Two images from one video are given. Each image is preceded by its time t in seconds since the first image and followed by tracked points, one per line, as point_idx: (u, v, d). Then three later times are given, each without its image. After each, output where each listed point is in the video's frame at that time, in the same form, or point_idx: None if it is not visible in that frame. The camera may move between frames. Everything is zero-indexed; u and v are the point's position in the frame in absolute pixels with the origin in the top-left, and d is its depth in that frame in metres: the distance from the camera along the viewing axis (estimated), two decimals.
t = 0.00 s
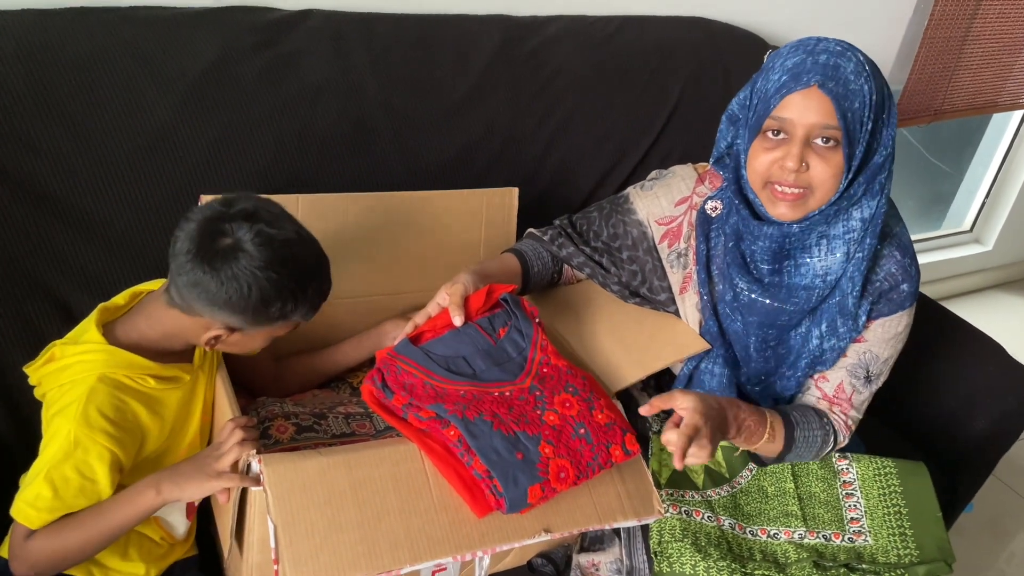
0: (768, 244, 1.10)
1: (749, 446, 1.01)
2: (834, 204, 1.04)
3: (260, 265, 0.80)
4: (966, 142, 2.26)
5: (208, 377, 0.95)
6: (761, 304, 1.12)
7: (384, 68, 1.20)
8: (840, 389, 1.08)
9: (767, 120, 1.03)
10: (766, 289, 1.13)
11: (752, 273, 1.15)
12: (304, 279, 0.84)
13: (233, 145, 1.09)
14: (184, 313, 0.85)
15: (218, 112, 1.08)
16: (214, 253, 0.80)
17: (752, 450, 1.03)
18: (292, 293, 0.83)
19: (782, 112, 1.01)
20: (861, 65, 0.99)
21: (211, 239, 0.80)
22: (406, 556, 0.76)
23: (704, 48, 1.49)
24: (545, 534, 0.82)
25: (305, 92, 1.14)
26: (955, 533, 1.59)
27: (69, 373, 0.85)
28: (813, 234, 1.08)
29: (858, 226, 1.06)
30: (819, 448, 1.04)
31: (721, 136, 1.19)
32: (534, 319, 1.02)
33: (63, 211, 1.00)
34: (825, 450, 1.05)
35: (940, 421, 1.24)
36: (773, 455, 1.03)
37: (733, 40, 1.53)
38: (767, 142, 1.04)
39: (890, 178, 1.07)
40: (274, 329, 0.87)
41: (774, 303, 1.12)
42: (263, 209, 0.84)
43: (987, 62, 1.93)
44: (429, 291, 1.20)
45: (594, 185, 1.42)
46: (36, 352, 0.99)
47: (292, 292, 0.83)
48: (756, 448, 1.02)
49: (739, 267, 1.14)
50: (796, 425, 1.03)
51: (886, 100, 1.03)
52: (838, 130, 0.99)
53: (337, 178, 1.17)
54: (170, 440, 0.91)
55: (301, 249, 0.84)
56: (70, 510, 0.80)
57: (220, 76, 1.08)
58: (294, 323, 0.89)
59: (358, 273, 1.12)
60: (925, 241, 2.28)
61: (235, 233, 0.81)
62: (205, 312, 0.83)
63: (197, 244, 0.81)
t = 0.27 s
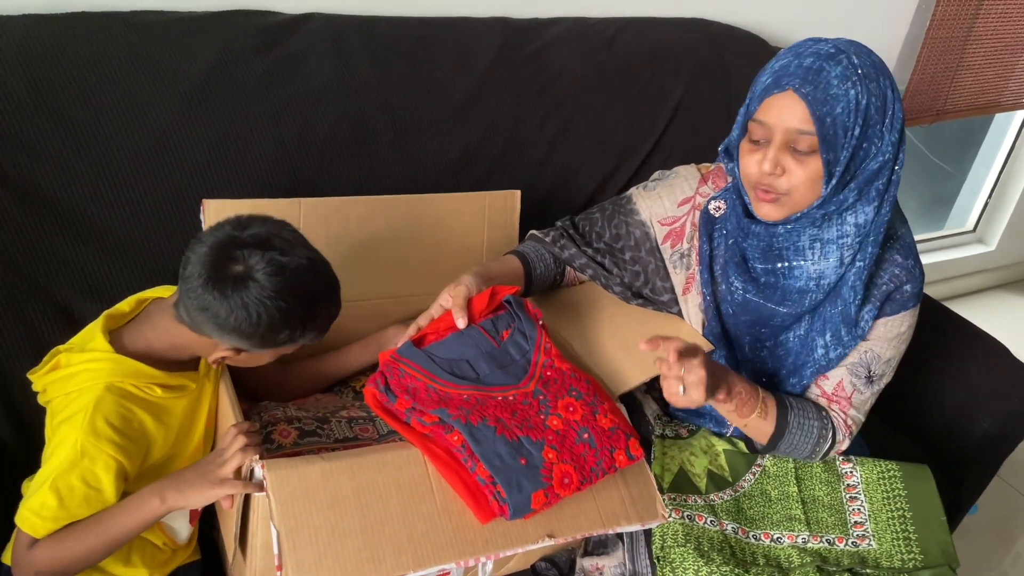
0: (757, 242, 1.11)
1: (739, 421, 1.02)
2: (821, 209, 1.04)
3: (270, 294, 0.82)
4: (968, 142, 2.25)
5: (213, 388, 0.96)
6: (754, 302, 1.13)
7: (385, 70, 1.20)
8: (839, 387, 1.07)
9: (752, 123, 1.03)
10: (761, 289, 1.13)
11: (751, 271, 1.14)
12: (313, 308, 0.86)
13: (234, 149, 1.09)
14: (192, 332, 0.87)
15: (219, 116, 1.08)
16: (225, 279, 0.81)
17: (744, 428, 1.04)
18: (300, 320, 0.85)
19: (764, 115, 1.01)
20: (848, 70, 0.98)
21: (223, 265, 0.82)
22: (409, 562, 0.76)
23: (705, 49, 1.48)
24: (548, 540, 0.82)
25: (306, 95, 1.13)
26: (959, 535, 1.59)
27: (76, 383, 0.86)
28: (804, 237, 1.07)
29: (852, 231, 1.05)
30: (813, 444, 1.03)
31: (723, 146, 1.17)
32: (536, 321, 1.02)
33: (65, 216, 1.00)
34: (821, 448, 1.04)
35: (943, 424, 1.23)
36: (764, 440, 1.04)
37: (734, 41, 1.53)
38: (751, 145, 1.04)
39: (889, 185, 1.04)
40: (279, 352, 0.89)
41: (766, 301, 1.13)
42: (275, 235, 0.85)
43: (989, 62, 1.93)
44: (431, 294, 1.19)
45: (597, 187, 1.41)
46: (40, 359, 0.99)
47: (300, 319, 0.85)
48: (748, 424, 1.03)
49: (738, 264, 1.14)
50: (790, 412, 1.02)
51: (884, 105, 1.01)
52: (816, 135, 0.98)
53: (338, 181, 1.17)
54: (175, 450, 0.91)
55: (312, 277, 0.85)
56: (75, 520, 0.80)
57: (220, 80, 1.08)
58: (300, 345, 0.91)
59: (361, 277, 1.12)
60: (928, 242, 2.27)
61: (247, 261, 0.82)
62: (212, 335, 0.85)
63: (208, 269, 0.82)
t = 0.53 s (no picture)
0: (746, 242, 1.12)
1: (720, 421, 1.05)
2: (806, 211, 1.03)
3: (277, 312, 0.82)
4: (969, 142, 2.25)
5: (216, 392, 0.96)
6: (748, 301, 1.14)
7: (385, 71, 1.20)
8: (834, 385, 1.07)
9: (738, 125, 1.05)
10: (755, 288, 1.14)
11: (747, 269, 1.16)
12: (318, 324, 0.87)
13: (235, 150, 1.09)
14: (196, 343, 0.87)
15: (219, 117, 1.08)
16: (232, 296, 0.82)
17: (727, 430, 1.06)
18: (304, 336, 0.86)
19: (746, 117, 1.02)
20: (829, 72, 0.98)
21: (231, 280, 0.82)
22: (411, 563, 0.76)
23: (705, 48, 1.48)
24: (550, 540, 0.82)
25: (306, 96, 1.13)
26: (962, 535, 1.59)
27: (79, 387, 0.86)
28: (793, 239, 1.07)
29: (841, 234, 1.04)
30: (803, 441, 1.04)
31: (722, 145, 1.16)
32: (536, 321, 1.02)
33: (65, 218, 1.00)
34: (812, 446, 1.04)
35: (945, 423, 1.23)
36: (749, 441, 1.05)
37: (735, 40, 1.53)
38: (736, 146, 1.05)
39: (879, 186, 1.03)
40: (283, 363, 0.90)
41: (760, 302, 1.13)
42: (284, 251, 0.85)
43: (990, 61, 1.92)
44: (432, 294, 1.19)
45: (598, 187, 1.41)
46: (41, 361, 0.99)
47: (304, 336, 0.86)
48: (730, 424, 1.05)
49: (734, 263, 1.15)
50: (771, 413, 1.04)
51: (872, 107, 1.00)
52: (793, 138, 0.98)
53: (338, 182, 1.17)
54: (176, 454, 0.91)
55: (318, 294, 0.86)
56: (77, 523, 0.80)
57: (220, 81, 1.08)
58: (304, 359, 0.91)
59: (362, 278, 1.12)
60: (929, 241, 2.27)
61: (256, 278, 0.82)
62: (216, 347, 0.85)
63: (216, 284, 0.82)
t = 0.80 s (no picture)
0: (744, 244, 1.13)
1: (713, 434, 1.05)
2: (803, 214, 1.04)
3: (279, 315, 0.82)
4: (969, 142, 2.25)
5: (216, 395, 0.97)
6: (747, 304, 1.13)
7: (384, 73, 1.20)
8: (833, 386, 1.07)
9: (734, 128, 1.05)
10: (753, 290, 1.14)
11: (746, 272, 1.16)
12: (320, 328, 0.87)
13: (234, 151, 1.09)
14: (198, 347, 0.87)
15: (218, 119, 1.08)
16: (234, 299, 0.82)
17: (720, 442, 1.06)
18: (307, 339, 0.86)
19: (742, 121, 1.02)
20: (826, 74, 0.98)
21: (233, 284, 0.82)
22: (408, 568, 0.76)
23: (704, 49, 1.49)
24: (547, 545, 0.82)
25: (306, 98, 1.14)
26: (963, 535, 1.58)
27: (80, 390, 0.86)
28: (790, 240, 1.07)
29: (838, 236, 1.04)
30: (799, 444, 1.04)
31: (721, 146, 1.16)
32: (536, 323, 1.02)
33: (64, 221, 1.00)
34: (808, 449, 1.04)
35: (945, 423, 1.23)
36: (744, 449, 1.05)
37: (734, 40, 1.53)
38: (733, 149, 1.05)
39: (876, 188, 1.03)
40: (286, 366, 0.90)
41: (758, 305, 1.13)
42: (286, 255, 0.85)
43: (990, 61, 1.92)
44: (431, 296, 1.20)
45: (598, 188, 1.41)
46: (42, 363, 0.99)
47: (306, 339, 0.86)
48: (723, 437, 1.05)
49: (732, 266, 1.15)
50: (764, 420, 1.04)
51: (868, 109, 1.00)
52: (789, 142, 0.98)
53: (337, 184, 1.17)
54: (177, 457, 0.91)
55: (320, 298, 0.86)
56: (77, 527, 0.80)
57: (220, 83, 1.08)
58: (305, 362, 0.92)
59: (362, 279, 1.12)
60: (929, 241, 2.27)
61: (258, 282, 0.82)
62: (218, 351, 0.85)
63: (218, 287, 0.82)
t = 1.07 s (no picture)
0: (745, 245, 1.13)
1: (714, 434, 1.05)
2: (804, 215, 1.03)
3: (281, 315, 0.82)
4: (969, 142, 2.25)
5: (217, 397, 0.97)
6: (747, 304, 1.13)
7: (384, 74, 1.20)
8: (834, 387, 1.07)
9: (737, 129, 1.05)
10: (754, 292, 1.14)
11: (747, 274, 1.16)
12: (322, 328, 0.87)
13: (234, 153, 1.09)
14: (200, 347, 0.87)
15: (218, 121, 1.08)
16: (236, 299, 0.82)
17: (720, 443, 1.06)
18: (309, 339, 0.86)
19: (745, 122, 1.02)
20: (829, 76, 0.98)
21: (235, 284, 0.82)
22: (409, 569, 0.76)
23: (704, 50, 1.49)
24: (548, 546, 0.82)
25: (306, 100, 1.14)
26: (964, 536, 1.58)
27: (81, 392, 0.86)
28: (791, 242, 1.07)
29: (839, 237, 1.04)
30: (799, 449, 1.04)
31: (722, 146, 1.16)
32: (537, 325, 1.02)
33: (65, 223, 1.00)
34: (809, 451, 1.04)
35: (946, 424, 1.23)
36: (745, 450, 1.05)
37: (734, 41, 1.53)
38: (735, 150, 1.05)
39: (878, 190, 1.03)
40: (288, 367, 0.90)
41: (759, 306, 1.13)
42: (288, 255, 0.85)
43: (990, 61, 1.92)
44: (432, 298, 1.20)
45: (598, 189, 1.41)
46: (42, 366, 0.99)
47: (308, 339, 0.86)
48: (723, 437, 1.05)
49: (733, 267, 1.15)
50: (766, 422, 1.04)
51: (871, 110, 1.00)
52: (792, 142, 0.98)
53: (338, 186, 1.17)
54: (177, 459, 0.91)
55: (322, 298, 0.86)
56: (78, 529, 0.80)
57: (220, 85, 1.08)
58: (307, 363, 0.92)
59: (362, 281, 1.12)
60: (930, 241, 2.27)
61: (260, 282, 0.82)
62: (219, 352, 0.85)
63: (220, 288, 0.82)
